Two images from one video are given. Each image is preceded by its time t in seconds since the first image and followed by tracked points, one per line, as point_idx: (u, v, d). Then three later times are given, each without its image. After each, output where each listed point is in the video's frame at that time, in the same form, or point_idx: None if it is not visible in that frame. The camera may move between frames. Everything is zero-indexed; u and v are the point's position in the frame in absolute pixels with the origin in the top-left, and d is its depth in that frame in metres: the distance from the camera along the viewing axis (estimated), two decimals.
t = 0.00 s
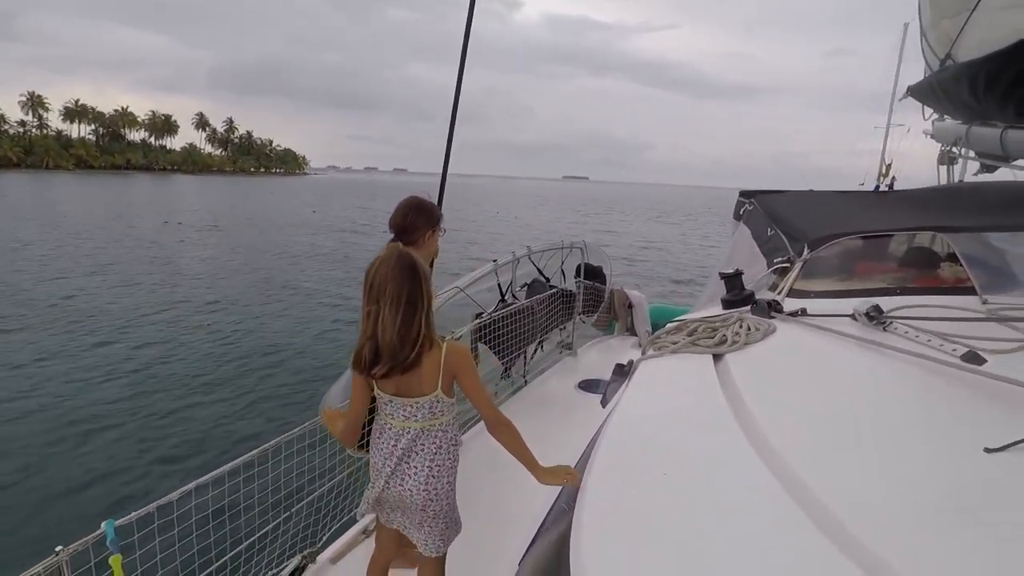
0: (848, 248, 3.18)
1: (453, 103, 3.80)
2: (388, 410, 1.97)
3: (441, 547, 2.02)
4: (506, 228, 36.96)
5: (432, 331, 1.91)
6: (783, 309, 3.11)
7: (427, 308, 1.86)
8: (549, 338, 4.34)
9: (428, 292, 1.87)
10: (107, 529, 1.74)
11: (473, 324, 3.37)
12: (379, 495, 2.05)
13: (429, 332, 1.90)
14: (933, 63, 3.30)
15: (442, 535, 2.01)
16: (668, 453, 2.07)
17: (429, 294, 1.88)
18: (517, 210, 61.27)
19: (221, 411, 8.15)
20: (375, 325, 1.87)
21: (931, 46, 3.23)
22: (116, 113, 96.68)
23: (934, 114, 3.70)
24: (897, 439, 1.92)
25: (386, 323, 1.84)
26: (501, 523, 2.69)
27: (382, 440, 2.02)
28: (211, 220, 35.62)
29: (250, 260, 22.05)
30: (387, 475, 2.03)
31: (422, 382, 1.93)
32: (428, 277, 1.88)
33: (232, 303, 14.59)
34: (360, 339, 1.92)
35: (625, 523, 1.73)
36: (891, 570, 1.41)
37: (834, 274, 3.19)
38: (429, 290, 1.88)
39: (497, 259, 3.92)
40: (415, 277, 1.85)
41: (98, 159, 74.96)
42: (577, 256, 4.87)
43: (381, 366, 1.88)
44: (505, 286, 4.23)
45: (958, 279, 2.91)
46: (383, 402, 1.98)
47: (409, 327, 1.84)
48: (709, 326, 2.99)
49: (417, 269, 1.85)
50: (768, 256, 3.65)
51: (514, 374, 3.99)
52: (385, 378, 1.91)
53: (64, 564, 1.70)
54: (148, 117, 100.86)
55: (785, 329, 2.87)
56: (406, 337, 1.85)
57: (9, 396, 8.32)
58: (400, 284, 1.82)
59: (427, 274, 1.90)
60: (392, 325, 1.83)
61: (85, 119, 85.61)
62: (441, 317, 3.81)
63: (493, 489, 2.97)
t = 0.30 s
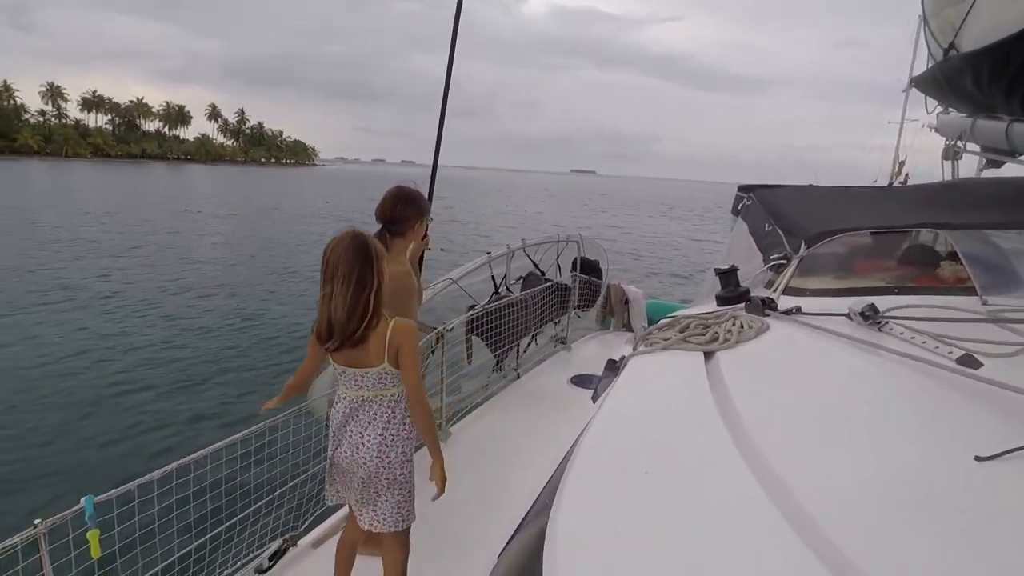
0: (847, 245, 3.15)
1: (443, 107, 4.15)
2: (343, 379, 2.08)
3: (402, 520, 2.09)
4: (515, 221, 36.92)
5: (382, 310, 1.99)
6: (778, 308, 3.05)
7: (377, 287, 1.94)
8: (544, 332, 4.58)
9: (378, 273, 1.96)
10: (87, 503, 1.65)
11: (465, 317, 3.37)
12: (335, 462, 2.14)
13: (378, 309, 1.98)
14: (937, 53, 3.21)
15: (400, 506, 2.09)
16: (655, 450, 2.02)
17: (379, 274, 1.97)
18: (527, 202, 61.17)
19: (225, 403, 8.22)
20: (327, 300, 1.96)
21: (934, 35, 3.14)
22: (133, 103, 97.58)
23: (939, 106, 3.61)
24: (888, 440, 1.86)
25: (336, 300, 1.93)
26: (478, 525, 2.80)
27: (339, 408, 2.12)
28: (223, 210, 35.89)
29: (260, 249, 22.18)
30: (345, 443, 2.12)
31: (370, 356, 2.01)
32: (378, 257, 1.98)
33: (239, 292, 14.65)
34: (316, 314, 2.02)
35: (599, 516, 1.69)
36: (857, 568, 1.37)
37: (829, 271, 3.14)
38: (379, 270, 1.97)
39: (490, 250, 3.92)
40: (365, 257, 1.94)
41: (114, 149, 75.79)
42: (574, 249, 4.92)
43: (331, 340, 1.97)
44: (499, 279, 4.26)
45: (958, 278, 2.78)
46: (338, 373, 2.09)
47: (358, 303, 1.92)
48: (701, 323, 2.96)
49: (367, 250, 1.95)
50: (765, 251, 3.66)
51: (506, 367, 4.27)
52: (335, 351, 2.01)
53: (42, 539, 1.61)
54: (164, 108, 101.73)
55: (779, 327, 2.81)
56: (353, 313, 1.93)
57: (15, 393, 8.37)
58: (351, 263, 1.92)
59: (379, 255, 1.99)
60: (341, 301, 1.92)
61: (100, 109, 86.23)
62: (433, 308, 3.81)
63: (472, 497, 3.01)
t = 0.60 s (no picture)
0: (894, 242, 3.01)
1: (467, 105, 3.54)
2: (341, 360, 2.12)
3: (400, 504, 2.12)
4: (558, 213, 36.75)
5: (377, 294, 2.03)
6: (819, 306, 2.92)
7: (371, 272, 1.97)
8: (578, 327, 4.75)
9: (373, 258, 2.00)
10: (111, 489, 1.74)
11: (494, 310, 3.48)
12: (336, 442, 2.19)
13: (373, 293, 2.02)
14: (1005, 33, 2.97)
15: (396, 490, 2.11)
16: (683, 451, 1.94)
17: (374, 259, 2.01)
18: (572, 195, 60.82)
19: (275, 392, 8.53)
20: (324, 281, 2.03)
21: (1001, 15, 2.91)
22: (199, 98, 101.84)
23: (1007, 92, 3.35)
24: (931, 447, 1.74)
25: (332, 283, 1.98)
26: (497, 526, 2.90)
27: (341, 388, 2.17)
28: (280, 201, 37.06)
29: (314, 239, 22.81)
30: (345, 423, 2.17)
31: (362, 338, 2.03)
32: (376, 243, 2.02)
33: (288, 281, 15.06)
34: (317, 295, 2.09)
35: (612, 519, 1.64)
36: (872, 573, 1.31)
37: (876, 268, 2.98)
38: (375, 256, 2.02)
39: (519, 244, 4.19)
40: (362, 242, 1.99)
41: (181, 142, 79.38)
42: (609, 243, 5.14)
43: (326, 320, 2.03)
44: (530, 272, 4.55)
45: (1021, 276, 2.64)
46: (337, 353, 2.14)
47: (347, 285, 1.96)
48: (737, 322, 2.89)
49: (365, 235, 1.99)
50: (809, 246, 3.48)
51: (539, 361, 4.34)
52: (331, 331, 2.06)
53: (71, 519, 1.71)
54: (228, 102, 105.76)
55: (820, 327, 2.69)
56: (343, 296, 1.97)
57: (81, 377, 8.81)
58: (347, 247, 1.97)
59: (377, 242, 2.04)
60: (332, 282, 1.97)
61: (164, 104, 90.01)
62: (468, 298, 4.10)
63: (491, 498, 3.10)
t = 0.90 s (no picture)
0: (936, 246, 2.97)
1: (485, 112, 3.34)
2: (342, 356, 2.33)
3: (373, 511, 2.22)
4: (595, 213, 36.62)
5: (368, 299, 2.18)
6: (853, 310, 2.90)
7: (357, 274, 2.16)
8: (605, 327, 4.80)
9: (367, 267, 2.14)
10: (130, 482, 1.85)
11: (515, 311, 3.61)
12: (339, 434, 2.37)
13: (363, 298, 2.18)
14: None
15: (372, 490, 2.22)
16: (693, 449, 1.93)
17: (369, 267, 2.14)
18: (610, 194, 60.43)
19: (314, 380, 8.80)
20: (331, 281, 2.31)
21: None
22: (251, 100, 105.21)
23: None
24: (958, 458, 1.67)
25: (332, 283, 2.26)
26: (513, 519, 2.98)
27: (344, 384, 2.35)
28: (324, 199, 37.99)
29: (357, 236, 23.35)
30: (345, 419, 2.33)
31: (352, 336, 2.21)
32: (376, 255, 2.14)
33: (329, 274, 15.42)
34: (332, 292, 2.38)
35: (620, 530, 1.58)
36: (876, 573, 1.31)
37: (916, 272, 2.95)
38: (373, 266, 2.14)
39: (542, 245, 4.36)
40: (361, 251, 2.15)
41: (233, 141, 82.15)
42: (638, 244, 5.22)
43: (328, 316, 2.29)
44: (555, 273, 4.67)
45: None
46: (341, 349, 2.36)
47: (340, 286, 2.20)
48: (764, 327, 2.84)
49: (363, 246, 2.13)
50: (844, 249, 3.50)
51: (563, 361, 4.41)
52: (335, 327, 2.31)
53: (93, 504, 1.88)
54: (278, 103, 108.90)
55: (852, 333, 2.63)
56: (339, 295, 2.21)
57: (131, 361, 9.16)
58: (347, 250, 2.18)
59: (379, 253, 2.15)
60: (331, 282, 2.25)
61: (218, 105, 93.32)
62: (493, 297, 4.37)
63: (511, 500, 3.13)
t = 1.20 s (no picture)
0: (1002, 252, 3.04)
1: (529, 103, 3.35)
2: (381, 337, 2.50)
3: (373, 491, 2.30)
4: (645, 213, 36.14)
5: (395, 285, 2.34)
6: (909, 317, 2.94)
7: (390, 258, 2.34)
8: (647, 327, 4.75)
9: (400, 260, 2.27)
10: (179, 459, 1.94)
11: (557, 307, 3.64)
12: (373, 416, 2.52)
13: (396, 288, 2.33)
14: None
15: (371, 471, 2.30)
16: (727, 450, 1.94)
17: (401, 258, 2.27)
18: (661, 194, 59.50)
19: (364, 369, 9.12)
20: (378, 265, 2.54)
21: None
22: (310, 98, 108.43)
23: None
24: (1003, 468, 1.69)
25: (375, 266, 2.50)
26: (551, 511, 3.01)
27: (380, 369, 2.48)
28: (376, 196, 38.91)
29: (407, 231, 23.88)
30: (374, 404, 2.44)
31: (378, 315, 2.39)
32: (408, 247, 2.27)
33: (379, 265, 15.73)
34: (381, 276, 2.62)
35: (657, 529, 1.58)
36: None
37: (977, 279, 3.05)
38: (406, 259, 2.26)
39: (585, 240, 4.37)
40: (395, 240, 2.32)
41: (291, 138, 84.86)
42: (683, 242, 5.14)
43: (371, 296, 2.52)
44: (596, 270, 4.62)
45: None
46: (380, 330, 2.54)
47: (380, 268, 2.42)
48: (811, 330, 2.90)
49: (397, 236, 2.30)
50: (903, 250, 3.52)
51: (602, 360, 4.38)
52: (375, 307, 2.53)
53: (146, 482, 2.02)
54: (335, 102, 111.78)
55: (906, 339, 2.69)
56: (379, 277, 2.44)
57: (193, 347, 9.59)
58: (387, 239, 2.36)
59: (411, 246, 2.27)
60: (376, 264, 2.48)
61: (279, 103, 96.49)
62: (533, 293, 4.40)
63: (544, 496, 3.14)
